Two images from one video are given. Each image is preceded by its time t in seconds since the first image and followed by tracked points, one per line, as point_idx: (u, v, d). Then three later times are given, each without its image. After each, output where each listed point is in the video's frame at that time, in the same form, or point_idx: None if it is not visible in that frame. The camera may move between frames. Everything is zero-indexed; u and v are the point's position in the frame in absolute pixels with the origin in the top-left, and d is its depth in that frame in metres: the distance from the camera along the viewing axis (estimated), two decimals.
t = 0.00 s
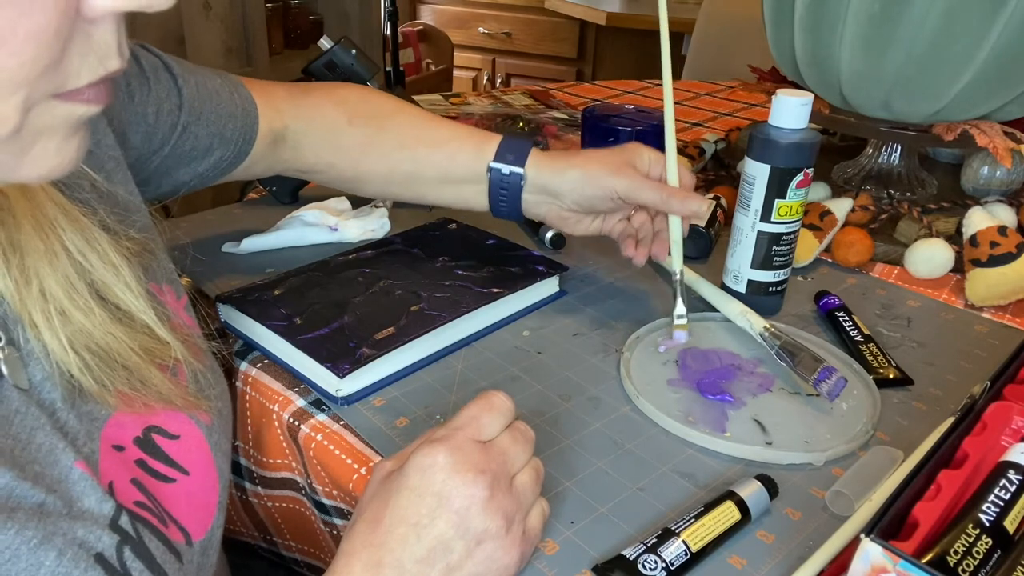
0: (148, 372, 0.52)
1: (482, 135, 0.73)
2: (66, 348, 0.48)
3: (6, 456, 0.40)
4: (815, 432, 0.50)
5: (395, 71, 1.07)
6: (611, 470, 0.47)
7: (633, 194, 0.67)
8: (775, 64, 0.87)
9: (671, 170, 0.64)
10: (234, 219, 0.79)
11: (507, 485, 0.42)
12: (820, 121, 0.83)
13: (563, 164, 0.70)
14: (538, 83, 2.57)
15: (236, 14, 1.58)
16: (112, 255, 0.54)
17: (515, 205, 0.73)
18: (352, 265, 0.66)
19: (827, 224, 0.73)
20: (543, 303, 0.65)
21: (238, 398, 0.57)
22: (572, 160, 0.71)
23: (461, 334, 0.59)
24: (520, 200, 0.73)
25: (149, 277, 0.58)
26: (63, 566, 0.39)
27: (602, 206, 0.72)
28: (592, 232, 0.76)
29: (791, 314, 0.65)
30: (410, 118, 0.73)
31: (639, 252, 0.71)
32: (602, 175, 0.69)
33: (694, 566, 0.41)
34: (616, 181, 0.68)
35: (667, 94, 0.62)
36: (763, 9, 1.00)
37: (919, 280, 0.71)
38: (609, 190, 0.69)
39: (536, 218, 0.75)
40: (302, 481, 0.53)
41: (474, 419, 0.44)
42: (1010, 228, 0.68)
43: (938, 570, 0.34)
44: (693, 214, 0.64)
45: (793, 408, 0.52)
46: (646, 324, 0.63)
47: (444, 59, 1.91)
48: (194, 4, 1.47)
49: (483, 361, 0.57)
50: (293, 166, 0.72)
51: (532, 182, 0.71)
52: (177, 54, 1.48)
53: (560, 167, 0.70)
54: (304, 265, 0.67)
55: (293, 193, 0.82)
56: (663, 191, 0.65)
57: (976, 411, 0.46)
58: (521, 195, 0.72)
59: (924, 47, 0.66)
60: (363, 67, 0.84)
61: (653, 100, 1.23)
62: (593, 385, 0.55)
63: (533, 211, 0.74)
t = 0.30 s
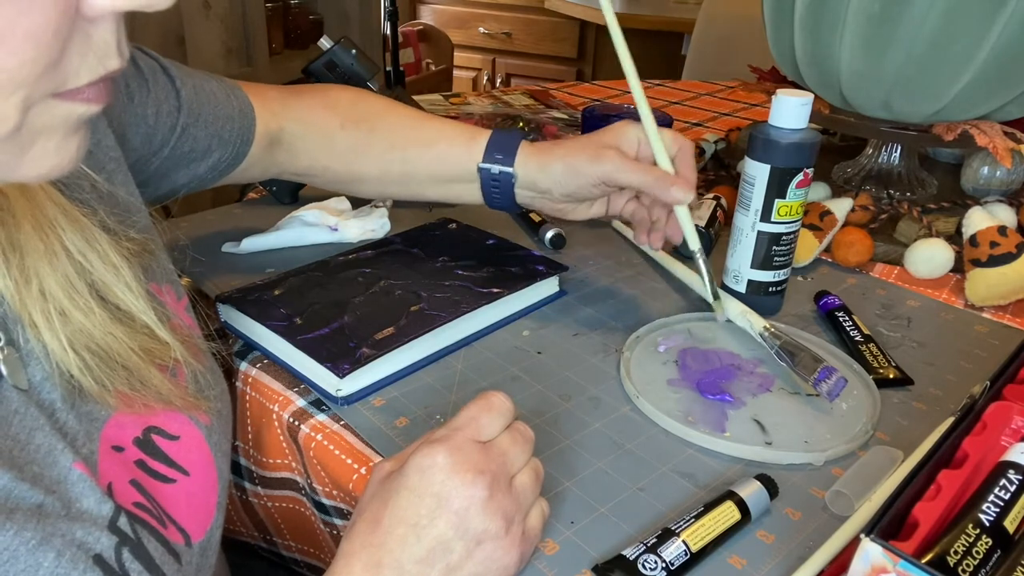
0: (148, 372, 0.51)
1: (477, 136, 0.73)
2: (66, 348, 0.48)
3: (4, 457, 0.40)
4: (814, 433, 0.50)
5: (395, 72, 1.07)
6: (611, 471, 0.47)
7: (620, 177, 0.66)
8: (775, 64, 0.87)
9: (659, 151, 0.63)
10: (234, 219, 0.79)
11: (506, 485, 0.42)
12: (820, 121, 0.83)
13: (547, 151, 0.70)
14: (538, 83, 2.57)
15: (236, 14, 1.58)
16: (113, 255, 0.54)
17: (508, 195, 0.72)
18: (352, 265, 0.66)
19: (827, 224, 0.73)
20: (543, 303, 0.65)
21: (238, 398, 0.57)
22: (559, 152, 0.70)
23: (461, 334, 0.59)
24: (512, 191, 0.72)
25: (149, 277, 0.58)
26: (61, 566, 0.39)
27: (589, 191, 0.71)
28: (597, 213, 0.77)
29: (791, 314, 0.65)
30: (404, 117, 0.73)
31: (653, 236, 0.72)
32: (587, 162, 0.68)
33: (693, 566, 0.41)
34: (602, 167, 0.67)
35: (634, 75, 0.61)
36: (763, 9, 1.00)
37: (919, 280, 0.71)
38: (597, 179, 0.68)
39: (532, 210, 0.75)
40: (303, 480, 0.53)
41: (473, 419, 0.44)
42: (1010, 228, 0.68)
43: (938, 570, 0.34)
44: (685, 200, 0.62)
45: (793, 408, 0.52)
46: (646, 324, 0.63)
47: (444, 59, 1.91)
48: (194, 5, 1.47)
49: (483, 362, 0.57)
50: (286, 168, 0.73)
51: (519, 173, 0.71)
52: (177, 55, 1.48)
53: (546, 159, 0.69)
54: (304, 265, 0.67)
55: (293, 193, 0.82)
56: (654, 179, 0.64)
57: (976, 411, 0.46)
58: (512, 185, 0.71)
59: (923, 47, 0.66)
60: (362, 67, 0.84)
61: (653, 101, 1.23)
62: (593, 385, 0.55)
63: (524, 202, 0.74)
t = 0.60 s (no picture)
0: (148, 372, 0.51)
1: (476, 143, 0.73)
2: (66, 347, 0.48)
3: (3, 457, 0.40)
4: (814, 433, 0.50)
5: (395, 72, 1.08)
6: (611, 471, 0.47)
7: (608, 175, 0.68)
8: (775, 64, 0.87)
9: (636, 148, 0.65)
10: (234, 219, 0.79)
11: (506, 485, 0.42)
12: (820, 121, 0.83)
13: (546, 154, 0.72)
14: (538, 83, 2.57)
15: (236, 14, 1.58)
16: (112, 255, 0.54)
17: (508, 202, 0.73)
18: (352, 265, 0.66)
19: (827, 224, 0.73)
20: (543, 303, 0.65)
21: (238, 398, 0.57)
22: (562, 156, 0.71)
23: (461, 334, 0.59)
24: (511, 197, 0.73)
25: (148, 277, 0.58)
26: (62, 565, 0.39)
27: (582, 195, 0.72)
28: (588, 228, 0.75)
29: (791, 314, 0.65)
30: (406, 121, 0.73)
31: (630, 244, 0.72)
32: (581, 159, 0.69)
33: (694, 566, 0.41)
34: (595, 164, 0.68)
35: (628, 77, 0.62)
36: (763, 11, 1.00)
37: (919, 280, 0.71)
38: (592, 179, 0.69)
39: (530, 216, 0.76)
40: (303, 481, 0.53)
41: (472, 419, 0.44)
42: (1010, 228, 0.68)
43: (938, 570, 0.34)
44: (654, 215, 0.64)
45: (793, 408, 0.52)
46: (646, 324, 0.63)
47: (445, 59, 1.91)
48: (194, 5, 1.47)
49: (483, 361, 0.57)
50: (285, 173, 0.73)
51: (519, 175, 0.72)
52: (177, 55, 1.47)
53: (546, 160, 0.71)
54: (304, 265, 0.67)
55: (293, 194, 0.82)
56: (648, 179, 0.65)
57: (976, 411, 0.46)
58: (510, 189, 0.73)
59: (923, 47, 0.66)
60: (363, 67, 0.84)
61: (653, 101, 1.23)
62: (593, 385, 0.55)
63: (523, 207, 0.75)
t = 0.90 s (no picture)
0: (148, 371, 0.51)
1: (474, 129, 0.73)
2: (66, 346, 0.48)
3: (4, 455, 0.40)
4: (810, 433, 0.50)
5: (395, 72, 1.08)
6: (611, 470, 0.47)
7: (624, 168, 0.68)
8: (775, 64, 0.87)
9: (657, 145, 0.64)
10: (234, 219, 0.79)
11: (506, 485, 0.42)
12: (819, 121, 0.83)
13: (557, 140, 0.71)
14: (538, 83, 2.57)
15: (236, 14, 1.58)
16: (112, 254, 0.54)
17: (514, 190, 0.73)
18: (352, 264, 0.66)
19: (827, 224, 0.73)
20: (543, 303, 0.65)
21: (237, 398, 0.57)
22: (572, 142, 0.71)
23: (461, 334, 0.59)
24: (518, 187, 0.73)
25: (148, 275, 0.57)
26: (63, 564, 0.39)
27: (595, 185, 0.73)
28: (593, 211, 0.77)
29: (791, 314, 0.65)
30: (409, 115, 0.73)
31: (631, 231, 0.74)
32: (594, 149, 0.69)
33: (694, 566, 0.41)
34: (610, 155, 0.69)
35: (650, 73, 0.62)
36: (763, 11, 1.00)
37: (920, 280, 0.71)
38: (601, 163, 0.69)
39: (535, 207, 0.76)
40: (302, 481, 0.53)
41: (471, 419, 0.44)
42: (1010, 228, 0.68)
43: (939, 570, 0.34)
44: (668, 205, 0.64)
45: (789, 407, 0.52)
46: (645, 323, 0.63)
47: (445, 59, 1.91)
48: (194, 5, 1.46)
49: (483, 361, 0.57)
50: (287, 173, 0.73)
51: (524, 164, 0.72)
52: (177, 55, 1.47)
53: (555, 148, 0.71)
54: (304, 265, 0.67)
55: (293, 193, 0.82)
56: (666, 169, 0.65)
57: (976, 411, 0.46)
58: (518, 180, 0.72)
59: (923, 47, 0.66)
60: (363, 67, 0.84)
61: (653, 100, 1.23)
62: (593, 385, 0.55)
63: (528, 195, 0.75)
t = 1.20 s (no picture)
0: (135, 356, 0.52)
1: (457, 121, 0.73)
2: (52, 333, 0.48)
3: None
4: (803, 433, 0.50)
5: (395, 71, 1.08)
6: (611, 470, 0.47)
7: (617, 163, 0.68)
8: (775, 64, 0.87)
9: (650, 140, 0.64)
10: (234, 219, 0.79)
11: (505, 486, 0.42)
12: (820, 121, 0.83)
13: (542, 132, 0.70)
14: (538, 83, 2.56)
15: (236, 13, 1.58)
16: (95, 238, 0.54)
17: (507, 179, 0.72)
18: (352, 265, 0.66)
19: (828, 224, 0.73)
20: (543, 303, 0.65)
21: (237, 399, 0.57)
22: (557, 133, 0.71)
23: (461, 334, 0.59)
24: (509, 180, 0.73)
25: (131, 261, 0.57)
26: (48, 567, 0.39)
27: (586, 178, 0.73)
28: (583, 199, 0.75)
29: (791, 314, 0.65)
30: (392, 115, 0.73)
31: (626, 225, 0.74)
32: (584, 142, 0.69)
33: (694, 565, 0.41)
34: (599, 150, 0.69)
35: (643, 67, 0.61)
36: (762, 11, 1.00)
37: (920, 280, 0.71)
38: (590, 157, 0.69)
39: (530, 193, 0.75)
40: (303, 481, 0.53)
41: (471, 420, 0.44)
42: (1010, 228, 0.68)
43: (938, 570, 0.34)
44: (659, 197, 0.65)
45: (785, 408, 0.52)
46: (642, 322, 0.63)
47: (445, 59, 1.91)
48: (194, 5, 1.46)
49: (483, 362, 0.57)
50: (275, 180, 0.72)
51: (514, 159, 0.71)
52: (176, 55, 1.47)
53: (543, 141, 0.70)
54: (304, 265, 0.67)
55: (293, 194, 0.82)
56: (656, 169, 0.65)
57: (976, 411, 0.46)
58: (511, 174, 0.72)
59: (923, 47, 0.66)
60: (362, 67, 0.84)
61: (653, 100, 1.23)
62: (593, 385, 0.55)
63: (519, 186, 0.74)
